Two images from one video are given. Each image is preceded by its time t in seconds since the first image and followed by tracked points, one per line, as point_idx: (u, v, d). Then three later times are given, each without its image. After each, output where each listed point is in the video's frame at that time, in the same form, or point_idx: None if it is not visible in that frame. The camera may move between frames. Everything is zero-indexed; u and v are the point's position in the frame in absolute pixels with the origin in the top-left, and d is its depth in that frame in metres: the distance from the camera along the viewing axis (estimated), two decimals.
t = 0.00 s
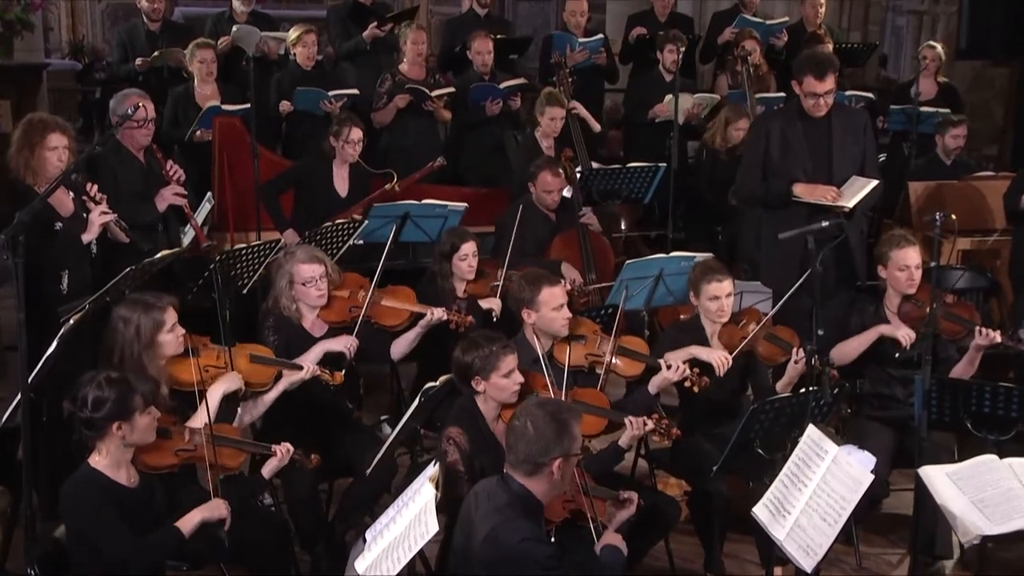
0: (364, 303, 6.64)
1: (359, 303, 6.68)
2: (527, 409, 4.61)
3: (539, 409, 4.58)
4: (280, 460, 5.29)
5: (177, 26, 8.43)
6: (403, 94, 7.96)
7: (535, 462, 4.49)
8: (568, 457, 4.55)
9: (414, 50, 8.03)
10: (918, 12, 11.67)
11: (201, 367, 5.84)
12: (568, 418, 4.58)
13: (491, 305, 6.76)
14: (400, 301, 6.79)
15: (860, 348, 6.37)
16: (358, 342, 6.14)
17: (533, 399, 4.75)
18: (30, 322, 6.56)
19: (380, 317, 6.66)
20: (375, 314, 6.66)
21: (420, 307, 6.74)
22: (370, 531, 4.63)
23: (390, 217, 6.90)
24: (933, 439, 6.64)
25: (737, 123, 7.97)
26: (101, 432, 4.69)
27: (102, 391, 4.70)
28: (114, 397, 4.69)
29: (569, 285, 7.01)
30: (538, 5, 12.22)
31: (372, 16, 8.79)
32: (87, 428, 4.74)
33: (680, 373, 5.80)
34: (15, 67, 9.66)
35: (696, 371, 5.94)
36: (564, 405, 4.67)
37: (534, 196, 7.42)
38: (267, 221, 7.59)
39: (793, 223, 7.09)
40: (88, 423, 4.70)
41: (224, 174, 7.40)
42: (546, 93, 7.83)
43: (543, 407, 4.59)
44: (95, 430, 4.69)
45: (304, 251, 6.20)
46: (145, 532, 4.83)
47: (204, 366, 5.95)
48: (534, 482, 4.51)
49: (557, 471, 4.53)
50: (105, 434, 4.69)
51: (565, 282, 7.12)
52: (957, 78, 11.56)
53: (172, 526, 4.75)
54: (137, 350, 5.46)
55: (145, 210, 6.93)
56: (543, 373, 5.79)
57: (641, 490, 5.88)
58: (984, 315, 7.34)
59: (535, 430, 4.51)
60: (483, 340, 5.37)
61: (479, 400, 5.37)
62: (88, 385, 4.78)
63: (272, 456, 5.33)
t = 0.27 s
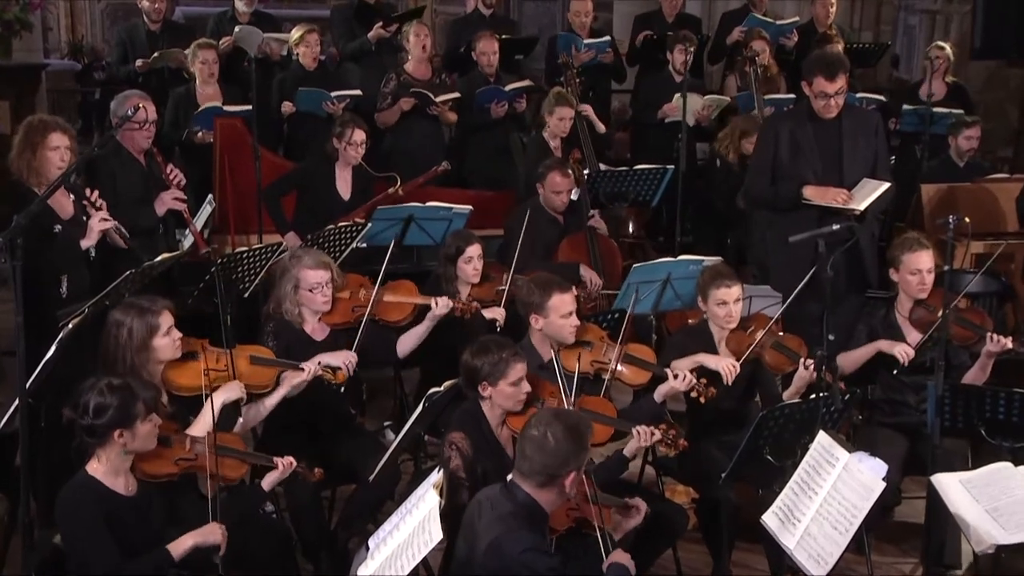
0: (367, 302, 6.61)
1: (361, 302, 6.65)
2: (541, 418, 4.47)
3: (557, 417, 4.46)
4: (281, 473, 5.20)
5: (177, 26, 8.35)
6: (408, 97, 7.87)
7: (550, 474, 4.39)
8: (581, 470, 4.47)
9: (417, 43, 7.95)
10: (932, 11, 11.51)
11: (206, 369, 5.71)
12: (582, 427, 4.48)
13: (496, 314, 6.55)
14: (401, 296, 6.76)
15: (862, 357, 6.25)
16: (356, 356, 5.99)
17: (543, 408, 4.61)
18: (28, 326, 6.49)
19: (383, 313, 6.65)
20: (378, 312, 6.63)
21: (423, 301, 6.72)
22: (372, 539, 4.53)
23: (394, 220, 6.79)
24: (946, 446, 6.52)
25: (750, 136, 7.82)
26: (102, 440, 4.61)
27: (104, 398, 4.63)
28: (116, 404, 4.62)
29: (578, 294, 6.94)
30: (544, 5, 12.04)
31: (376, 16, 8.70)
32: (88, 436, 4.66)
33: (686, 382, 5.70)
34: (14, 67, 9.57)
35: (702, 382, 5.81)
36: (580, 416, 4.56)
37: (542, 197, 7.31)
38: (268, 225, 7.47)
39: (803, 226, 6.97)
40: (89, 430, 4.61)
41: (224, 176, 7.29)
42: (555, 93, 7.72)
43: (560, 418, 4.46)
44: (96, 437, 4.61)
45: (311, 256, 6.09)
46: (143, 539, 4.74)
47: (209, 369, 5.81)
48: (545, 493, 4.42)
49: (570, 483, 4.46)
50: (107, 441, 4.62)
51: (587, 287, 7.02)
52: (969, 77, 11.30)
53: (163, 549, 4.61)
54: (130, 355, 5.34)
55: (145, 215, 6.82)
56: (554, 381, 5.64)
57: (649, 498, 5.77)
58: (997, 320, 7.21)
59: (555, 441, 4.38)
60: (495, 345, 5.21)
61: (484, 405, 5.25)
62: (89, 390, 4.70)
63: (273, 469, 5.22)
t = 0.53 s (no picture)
0: (369, 313, 6.44)
1: (364, 313, 6.48)
2: (546, 425, 4.39)
3: (560, 425, 4.37)
4: (278, 492, 5.07)
5: (177, 25, 8.27)
6: (411, 98, 7.79)
7: (556, 481, 4.30)
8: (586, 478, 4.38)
9: (421, 46, 7.85)
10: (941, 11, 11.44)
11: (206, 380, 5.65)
12: (586, 434, 4.39)
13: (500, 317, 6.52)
14: (405, 311, 6.58)
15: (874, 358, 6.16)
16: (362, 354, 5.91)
17: (548, 416, 4.53)
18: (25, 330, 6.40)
19: (386, 328, 6.47)
20: (380, 326, 6.44)
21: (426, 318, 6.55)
22: (373, 545, 4.44)
23: (396, 222, 6.69)
24: (956, 452, 6.42)
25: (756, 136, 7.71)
26: (106, 445, 4.54)
27: (113, 404, 4.55)
28: (125, 411, 4.55)
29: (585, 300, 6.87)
30: (549, 5, 11.75)
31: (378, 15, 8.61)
32: (91, 440, 4.58)
33: (691, 392, 5.63)
34: (12, 67, 9.49)
35: (708, 391, 5.75)
36: (581, 420, 4.48)
37: (545, 195, 7.20)
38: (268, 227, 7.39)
39: (811, 229, 6.87)
40: (93, 434, 4.55)
41: (223, 178, 7.20)
42: (558, 92, 7.61)
43: (564, 425, 4.38)
44: (99, 442, 4.55)
45: (318, 265, 5.99)
46: (141, 547, 4.66)
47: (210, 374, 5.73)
48: (550, 500, 4.32)
49: (574, 489, 4.36)
50: (110, 447, 4.55)
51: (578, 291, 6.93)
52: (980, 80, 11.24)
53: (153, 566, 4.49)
54: (135, 360, 5.25)
55: (142, 216, 6.72)
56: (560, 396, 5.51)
57: (655, 504, 5.67)
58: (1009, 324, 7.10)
59: (561, 448, 4.29)
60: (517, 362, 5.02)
61: (487, 411, 5.12)
62: (96, 394, 4.63)
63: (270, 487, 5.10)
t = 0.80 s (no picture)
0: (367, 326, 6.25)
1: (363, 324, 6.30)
2: (559, 434, 4.28)
3: (574, 432, 4.27)
4: (277, 497, 4.99)
5: (177, 25, 8.17)
6: (411, 99, 7.69)
7: (561, 491, 4.18)
8: (594, 490, 4.26)
9: (424, 52, 7.77)
10: (952, 11, 11.16)
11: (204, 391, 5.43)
12: (598, 444, 4.28)
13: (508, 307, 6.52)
14: (405, 327, 6.37)
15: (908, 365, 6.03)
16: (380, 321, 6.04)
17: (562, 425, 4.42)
18: (20, 335, 6.30)
19: (384, 342, 6.27)
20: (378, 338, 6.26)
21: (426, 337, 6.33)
22: (374, 553, 4.33)
23: (396, 226, 6.59)
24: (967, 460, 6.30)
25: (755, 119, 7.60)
26: (104, 449, 4.46)
27: (111, 408, 4.48)
28: (123, 415, 4.47)
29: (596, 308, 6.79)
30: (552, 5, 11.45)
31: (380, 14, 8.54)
32: (90, 443, 4.50)
33: (696, 402, 5.59)
34: (9, 68, 9.39)
35: (716, 401, 5.65)
36: (598, 433, 4.36)
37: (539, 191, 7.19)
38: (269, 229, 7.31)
39: (819, 233, 6.74)
40: (92, 437, 4.47)
41: (222, 180, 7.12)
42: (557, 91, 7.53)
43: (579, 434, 4.27)
44: (98, 446, 4.47)
45: (321, 274, 5.86)
46: (137, 556, 4.57)
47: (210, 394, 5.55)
48: (556, 510, 4.21)
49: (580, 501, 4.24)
50: (108, 450, 4.46)
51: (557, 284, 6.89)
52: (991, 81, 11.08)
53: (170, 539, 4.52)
54: (165, 374, 5.12)
55: (139, 218, 6.62)
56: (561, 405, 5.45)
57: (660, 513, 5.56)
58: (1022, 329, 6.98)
59: (570, 456, 4.18)
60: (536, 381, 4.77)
61: (496, 419, 4.97)
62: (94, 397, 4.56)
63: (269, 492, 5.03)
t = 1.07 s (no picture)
0: (373, 327, 6.18)
1: (369, 325, 6.23)
2: (553, 437, 4.18)
3: (568, 437, 4.16)
4: (276, 512, 4.88)
5: (175, 26, 8.06)
6: (410, 99, 7.58)
7: (561, 495, 4.09)
8: (594, 491, 4.13)
9: (423, 51, 7.68)
10: (963, 12, 10.89)
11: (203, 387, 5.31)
12: (593, 445, 4.15)
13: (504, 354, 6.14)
14: (412, 326, 6.31)
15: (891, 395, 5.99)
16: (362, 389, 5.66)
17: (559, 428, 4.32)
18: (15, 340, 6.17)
19: (390, 342, 6.21)
20: (384, 340, 6.19)
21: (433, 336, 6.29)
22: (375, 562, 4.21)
23: (399, 229, 6.49)
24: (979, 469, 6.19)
25: (763, 117, 7.53)
26: (114, 453, 4.36)
27: (124, 413, 4.39)
28: (134, 421, 4.39)
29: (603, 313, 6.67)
30: (557, 5, 11.21)
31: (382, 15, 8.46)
32: (97, 448, 4.41)
33: (706, 413, 5.49)
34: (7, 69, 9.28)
35: (726, 412, 5.56)
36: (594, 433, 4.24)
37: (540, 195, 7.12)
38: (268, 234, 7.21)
39: (828, 237, 6.64)
40: (101, 441, 4.38)
41: (221, 184, 7.01)
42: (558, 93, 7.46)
43: (571, 436, 4.17)
44: (106, 450, 4.37)
45: (323, 273, 5.72)
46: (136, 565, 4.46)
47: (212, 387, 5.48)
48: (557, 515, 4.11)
49: (583, 505, 4.13)
50: (118, 455, 4.36)
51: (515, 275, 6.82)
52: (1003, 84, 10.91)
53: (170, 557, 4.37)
54: (153, 366, 5.07)
55: (138, 219, 6.53)
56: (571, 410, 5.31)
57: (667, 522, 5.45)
58: None
59: (563, 460, 4.08)
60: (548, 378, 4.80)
61: (511, 426, 4.92)
62: (108, 402, 4.50)
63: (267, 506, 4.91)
